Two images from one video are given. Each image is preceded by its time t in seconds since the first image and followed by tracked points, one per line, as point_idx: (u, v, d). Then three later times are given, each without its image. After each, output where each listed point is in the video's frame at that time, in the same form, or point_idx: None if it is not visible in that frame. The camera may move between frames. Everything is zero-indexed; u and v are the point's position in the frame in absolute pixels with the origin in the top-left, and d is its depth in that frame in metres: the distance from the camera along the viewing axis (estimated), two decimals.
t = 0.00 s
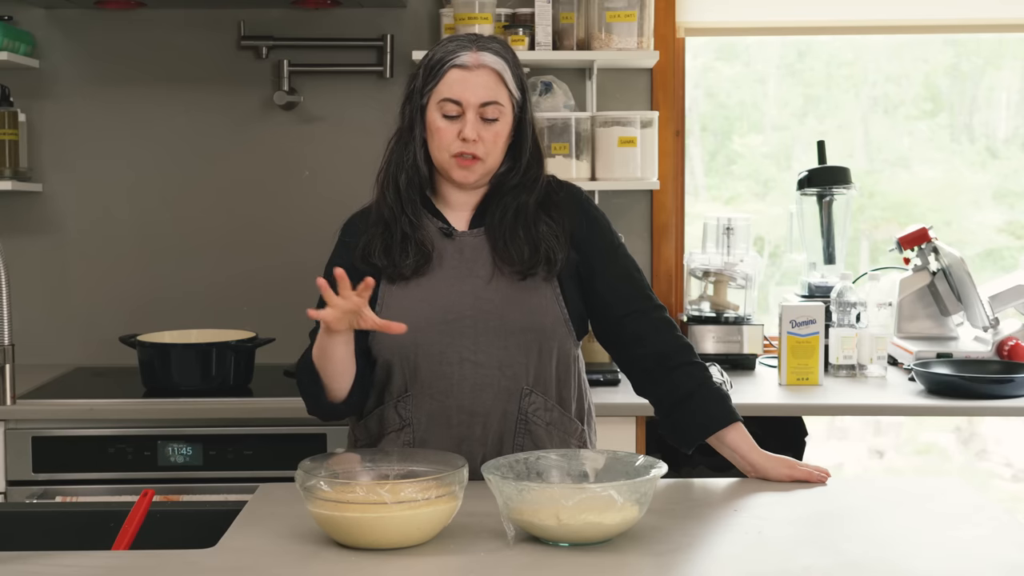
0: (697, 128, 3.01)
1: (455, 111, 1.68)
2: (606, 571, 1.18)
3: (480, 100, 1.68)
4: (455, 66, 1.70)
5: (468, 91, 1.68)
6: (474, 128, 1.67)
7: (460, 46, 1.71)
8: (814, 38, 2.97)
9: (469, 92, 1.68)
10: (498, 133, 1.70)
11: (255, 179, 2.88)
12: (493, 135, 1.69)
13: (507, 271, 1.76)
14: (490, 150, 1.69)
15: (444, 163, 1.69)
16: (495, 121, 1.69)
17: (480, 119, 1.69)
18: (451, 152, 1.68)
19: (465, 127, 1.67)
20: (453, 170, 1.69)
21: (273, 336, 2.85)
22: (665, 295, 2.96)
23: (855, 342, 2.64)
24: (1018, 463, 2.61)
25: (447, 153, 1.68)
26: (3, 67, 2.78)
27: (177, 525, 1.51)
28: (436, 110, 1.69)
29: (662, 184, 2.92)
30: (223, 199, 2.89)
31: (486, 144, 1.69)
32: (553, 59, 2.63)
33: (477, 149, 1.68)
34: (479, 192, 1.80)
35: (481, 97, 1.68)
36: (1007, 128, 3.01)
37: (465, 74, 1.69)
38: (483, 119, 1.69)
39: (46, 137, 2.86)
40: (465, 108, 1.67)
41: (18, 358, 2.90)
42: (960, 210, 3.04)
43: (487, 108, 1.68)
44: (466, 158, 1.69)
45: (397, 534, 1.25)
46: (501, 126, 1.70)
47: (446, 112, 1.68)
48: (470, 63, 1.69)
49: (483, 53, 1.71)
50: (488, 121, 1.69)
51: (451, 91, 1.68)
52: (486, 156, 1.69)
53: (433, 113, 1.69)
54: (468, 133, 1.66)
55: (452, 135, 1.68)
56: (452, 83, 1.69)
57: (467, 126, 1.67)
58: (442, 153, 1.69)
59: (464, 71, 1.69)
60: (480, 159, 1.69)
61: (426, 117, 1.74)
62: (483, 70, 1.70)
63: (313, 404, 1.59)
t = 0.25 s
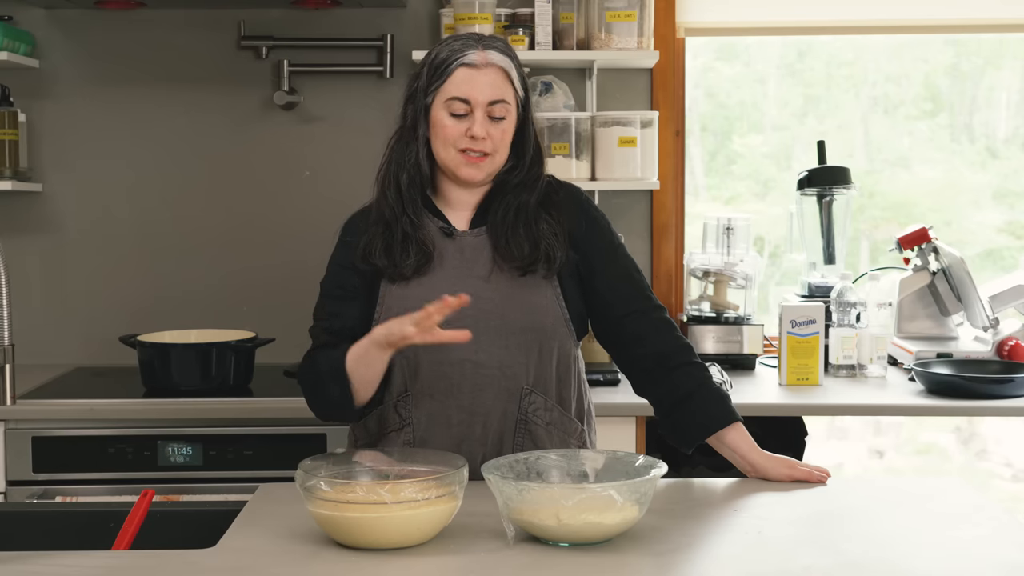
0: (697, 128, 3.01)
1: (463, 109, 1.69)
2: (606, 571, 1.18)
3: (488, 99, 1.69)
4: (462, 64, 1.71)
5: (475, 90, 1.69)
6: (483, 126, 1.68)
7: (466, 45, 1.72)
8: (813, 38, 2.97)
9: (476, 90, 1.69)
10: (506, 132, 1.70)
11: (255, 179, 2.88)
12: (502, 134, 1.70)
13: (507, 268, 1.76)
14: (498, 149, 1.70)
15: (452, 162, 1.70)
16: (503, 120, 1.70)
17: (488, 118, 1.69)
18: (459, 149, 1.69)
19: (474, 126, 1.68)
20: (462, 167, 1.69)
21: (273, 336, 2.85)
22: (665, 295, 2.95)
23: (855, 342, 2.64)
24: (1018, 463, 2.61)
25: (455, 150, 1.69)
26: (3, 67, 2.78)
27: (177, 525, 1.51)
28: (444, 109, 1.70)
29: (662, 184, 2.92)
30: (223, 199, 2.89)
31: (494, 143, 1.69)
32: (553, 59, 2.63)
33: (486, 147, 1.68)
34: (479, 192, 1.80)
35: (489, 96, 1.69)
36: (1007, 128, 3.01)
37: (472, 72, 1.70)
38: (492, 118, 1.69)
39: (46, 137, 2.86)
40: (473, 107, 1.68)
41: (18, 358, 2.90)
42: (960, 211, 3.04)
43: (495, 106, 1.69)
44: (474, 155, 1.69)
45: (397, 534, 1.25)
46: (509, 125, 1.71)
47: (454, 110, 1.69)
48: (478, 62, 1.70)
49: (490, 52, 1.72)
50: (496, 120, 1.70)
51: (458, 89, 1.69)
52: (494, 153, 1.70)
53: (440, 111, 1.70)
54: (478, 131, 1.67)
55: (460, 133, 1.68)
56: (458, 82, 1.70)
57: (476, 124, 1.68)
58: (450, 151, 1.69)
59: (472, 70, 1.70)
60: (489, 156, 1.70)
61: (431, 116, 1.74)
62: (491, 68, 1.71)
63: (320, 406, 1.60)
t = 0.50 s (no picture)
0: (697, 128, 3.01)
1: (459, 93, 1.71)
2: (606, 571, 1.18)
3: (484, 83, 1.72)
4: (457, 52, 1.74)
5: (472, 75, 1.71)
6: (479, 109, 1.70)
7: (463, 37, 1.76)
8: (814, 38, 2.97)
9: (473, 76, 1.72)
10: (503, 115, 1.71)
11: (256, 180, 2.88)
12: (499, 118, 1.71)
13: (511, 272, 1.76)
14: (496, 133, 1.70)
15: (449, 148, 1.69)
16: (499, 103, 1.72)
17: (484, 102, 1.72)
18: (457, 135, 1.69)
19: (470, 108, 1.70)
20: (460, 154, 1.69)
21: (273, 336, 2.85)
22: (665, 295, 2.95)
23: (855, 342, 2.64)
24: (1018, 463, 2.61)
25: (454, 135, 1.69)
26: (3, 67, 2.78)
27: (177, 525, 1.51)
28: (441, 96, 1.72)
29: (662, 184, 2.92)
30: (223, 199, 2.89)
31: (491, 126, 1.70)
32: (553, 59, 2.63)
33: (483, 130, 1.69)
34: (480, 191, 1.80)
35: (484, 80, 1.72)
36: (1007, 128, 3.01)
37: (469, 59, 1.72)
38: (488, 103, 1.72)
39: (46, 137, 2.86)
40: (469, 91, 1.71)
41: (18, 358, 2.90)
42: (960, 211, 3.04)
43: (491, 89, 1.72)
44: (472, 140, 1.69)
45: (397, 534, 1.25)
46: (506, 109, 1.72)
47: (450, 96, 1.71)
48: (473, 49, 1.73)
49: (485, 40, 1.75)
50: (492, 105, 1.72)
51: (454, 75, 1.72)
52: (492, 138, 1.70)
53: (438, 99, 1.72)
54: (474, 113, 1.69)
55: (458, 118, 1.69)
56: (456, 68, 1.72)
57: (472, 107, 1.70)
58: (448, 137, 1.69)
59: (469, 56, 1.73)
60: (487, 141, 1.70)
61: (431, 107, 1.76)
62: (485, 54, 1.73)
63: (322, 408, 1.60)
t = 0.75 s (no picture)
0: (697, 128, 3.01)
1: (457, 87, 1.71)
2: (606, 571, 1.18)
3: (480, 77, 1.72)
4: (456, 49, 1.74)
5: (470, 70, 1.72)
6: (475, 102, 1.70)
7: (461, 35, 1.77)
8: (814, 38, 2.97)
9: (470, 71, 1.72)
10: (500, 110, 1.71)
11: (256, 180, 2.88)
12: (496, 112, 1.71)
13: (513, 271, 1.76)
14: (493, 127, 1.70)
15: (446, 142, 1.69)
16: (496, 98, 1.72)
17: (481, 96, 1.72)
18: (454, 129, 1.69)
19: (466, 102, 1.69)
20: (456, 149, 1.69)
21: (273, 336, 2.85)
22: (665, 295, 2.95)
23: (855, 342, 2.64)
24: (1018, 463, 2.61)
25: (450, 129, 1.69)
26: (3, 67, 2.78)
27: (177, 525, 1.51)
28: (439, 90, 1.72)
29: (662, 184, 2.92)
30: (223, 199, 2.89)
31: (488, 120, 1.70)
32: (553, 59, 2.63)
33: (480, 123, 1.68)
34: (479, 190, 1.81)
35: (482, 74, 1.72)
36: (1007, 128, 3.01)
37: (468, 54, 1.73)
38: (484, 97, 1.72)
39: (46, 137, 2.86)
40: (466, 85, 1.71)
41: (18, 358, 2.90)
42: (960, 211, 3.04)
43: (487, 83, 1.72)
44: (468, 134, 1.69)
45: (397, 534, 1.25)
46: (503, 104, 1.73)
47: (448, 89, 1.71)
48: (472, 45, 1.74)
49: (483, 37, 1.75)
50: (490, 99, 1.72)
51: (452, 69, 1.72)
52: (489, 132, 1.69)
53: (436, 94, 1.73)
54: (471, 105, 1.68)
55: (454, 111, 1.69)
56: (453, 63, 1.72)
57: (469, 100, 1.69)
58: (445, 131, 1.69)
59: (468, 52, 1.73)
60: (483, 135, 1.69)
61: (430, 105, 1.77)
62: (484, 50, 1.74)
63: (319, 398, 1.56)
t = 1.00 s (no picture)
0: (697, 128, 3.01)
1: (456, 88, 1.71)
2: (605, 571, 1.18)
3: (480, 78, 1.71)
4: (459, 49, 1.74)
5: (471, 70, 1.71)
6: (472, 104, 1.70)
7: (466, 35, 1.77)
8: (813, 38, 2.97)
9: (471, 71, 1.71)
10: (497, 112, 1.72)
11: (256, 180, 2.88)
12: (492, 114, 1.71)
13: (512, 273, 1.76)
14: (488, 129, 1.71)
15: (442, 142, 1.71)
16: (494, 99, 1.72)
17: (479, 97, 1.72)
18: (450, 129, 1.70)
19: (463, 103, 1.70)
20: (451, 149, 1.70)
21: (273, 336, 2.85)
22: (665, 295, 2.95)
23: (855, 342, 2.64)
24: (1018, 463, 2.61)
25: (446, 129, 1.70)
26: (3, 67, 2.78)
27: (177, 525, 1.51)
28: (439, 90, 1.73)
29: (662, 184, 2.92)
30: (224, 199, 2.89)
31: (484, 122, 1.71)
32: (553, 59, 2.63)
33: (474, 125, 1.70)
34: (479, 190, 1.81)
35: (482, 75, 1.72)
36: (1007, 128, 3.01)
37: (470, 54, 1.72)
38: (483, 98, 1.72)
39: (46, 137, 2.86)
40: (465, 85, 1.71)
41: (18, 358, 2.90)
42: (960, 210, 3.04)
43: (487, 84, 1.72)
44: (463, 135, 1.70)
45: (397, 534, 1.25)
46: (501, 106, 1.73)
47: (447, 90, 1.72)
48: (474, 45, 1.73)
49: (486, 37, 1.75)
50: (488, 100, 1.72)
51: (453, 69, 1.72)
52: (483, 134, 1.70)
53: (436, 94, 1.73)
54: (466, 107, 1.69)
55: (451, 111, 1.70)
56: (455, 63, 1.72)
57: (466, 101, 1.70)
58: (442, 131, 1.71)
59: (470, 52, 1.72)
60: (478, 137, 1.70)
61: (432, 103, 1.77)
62: (486, 50, 1.73)
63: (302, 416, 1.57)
